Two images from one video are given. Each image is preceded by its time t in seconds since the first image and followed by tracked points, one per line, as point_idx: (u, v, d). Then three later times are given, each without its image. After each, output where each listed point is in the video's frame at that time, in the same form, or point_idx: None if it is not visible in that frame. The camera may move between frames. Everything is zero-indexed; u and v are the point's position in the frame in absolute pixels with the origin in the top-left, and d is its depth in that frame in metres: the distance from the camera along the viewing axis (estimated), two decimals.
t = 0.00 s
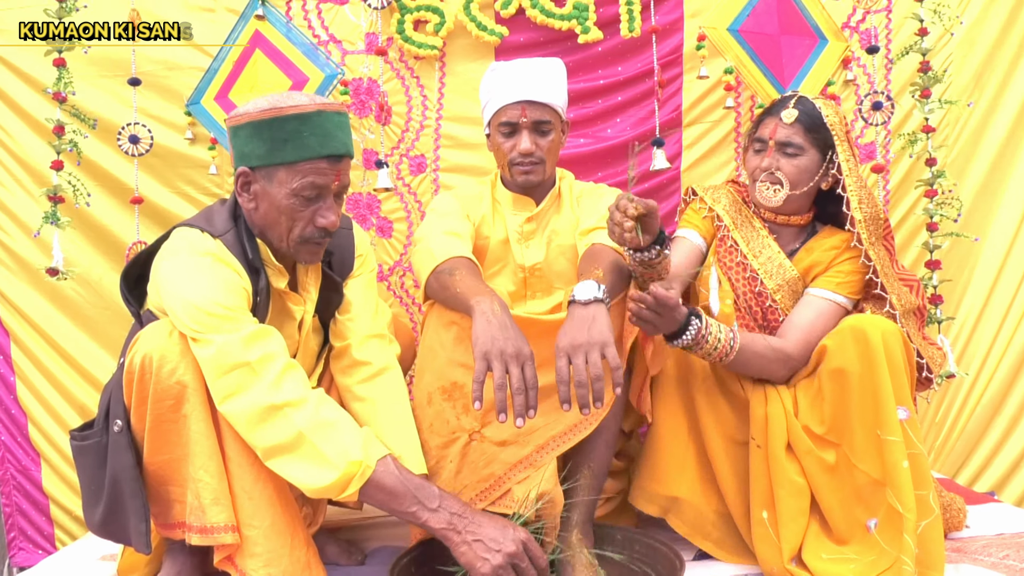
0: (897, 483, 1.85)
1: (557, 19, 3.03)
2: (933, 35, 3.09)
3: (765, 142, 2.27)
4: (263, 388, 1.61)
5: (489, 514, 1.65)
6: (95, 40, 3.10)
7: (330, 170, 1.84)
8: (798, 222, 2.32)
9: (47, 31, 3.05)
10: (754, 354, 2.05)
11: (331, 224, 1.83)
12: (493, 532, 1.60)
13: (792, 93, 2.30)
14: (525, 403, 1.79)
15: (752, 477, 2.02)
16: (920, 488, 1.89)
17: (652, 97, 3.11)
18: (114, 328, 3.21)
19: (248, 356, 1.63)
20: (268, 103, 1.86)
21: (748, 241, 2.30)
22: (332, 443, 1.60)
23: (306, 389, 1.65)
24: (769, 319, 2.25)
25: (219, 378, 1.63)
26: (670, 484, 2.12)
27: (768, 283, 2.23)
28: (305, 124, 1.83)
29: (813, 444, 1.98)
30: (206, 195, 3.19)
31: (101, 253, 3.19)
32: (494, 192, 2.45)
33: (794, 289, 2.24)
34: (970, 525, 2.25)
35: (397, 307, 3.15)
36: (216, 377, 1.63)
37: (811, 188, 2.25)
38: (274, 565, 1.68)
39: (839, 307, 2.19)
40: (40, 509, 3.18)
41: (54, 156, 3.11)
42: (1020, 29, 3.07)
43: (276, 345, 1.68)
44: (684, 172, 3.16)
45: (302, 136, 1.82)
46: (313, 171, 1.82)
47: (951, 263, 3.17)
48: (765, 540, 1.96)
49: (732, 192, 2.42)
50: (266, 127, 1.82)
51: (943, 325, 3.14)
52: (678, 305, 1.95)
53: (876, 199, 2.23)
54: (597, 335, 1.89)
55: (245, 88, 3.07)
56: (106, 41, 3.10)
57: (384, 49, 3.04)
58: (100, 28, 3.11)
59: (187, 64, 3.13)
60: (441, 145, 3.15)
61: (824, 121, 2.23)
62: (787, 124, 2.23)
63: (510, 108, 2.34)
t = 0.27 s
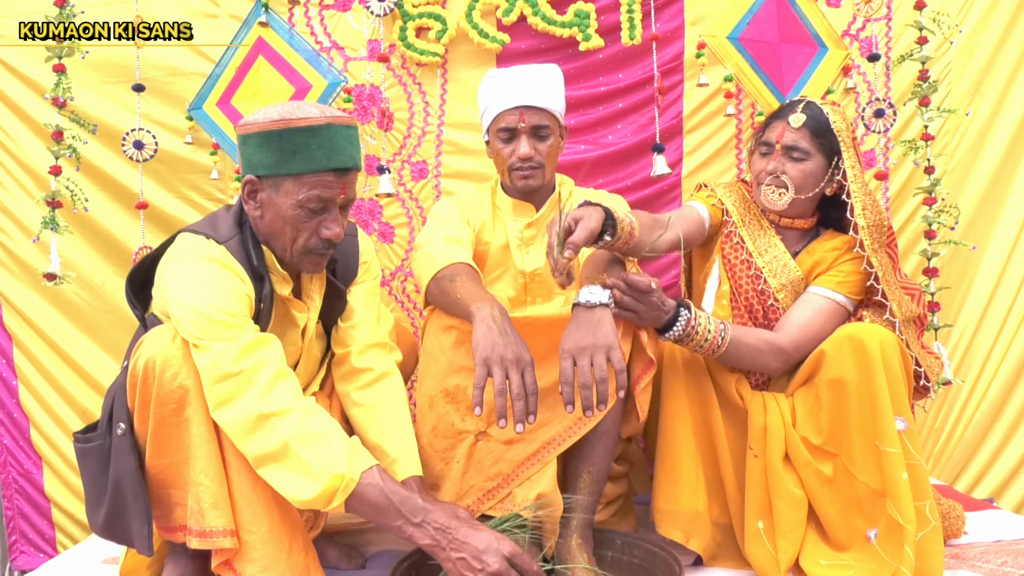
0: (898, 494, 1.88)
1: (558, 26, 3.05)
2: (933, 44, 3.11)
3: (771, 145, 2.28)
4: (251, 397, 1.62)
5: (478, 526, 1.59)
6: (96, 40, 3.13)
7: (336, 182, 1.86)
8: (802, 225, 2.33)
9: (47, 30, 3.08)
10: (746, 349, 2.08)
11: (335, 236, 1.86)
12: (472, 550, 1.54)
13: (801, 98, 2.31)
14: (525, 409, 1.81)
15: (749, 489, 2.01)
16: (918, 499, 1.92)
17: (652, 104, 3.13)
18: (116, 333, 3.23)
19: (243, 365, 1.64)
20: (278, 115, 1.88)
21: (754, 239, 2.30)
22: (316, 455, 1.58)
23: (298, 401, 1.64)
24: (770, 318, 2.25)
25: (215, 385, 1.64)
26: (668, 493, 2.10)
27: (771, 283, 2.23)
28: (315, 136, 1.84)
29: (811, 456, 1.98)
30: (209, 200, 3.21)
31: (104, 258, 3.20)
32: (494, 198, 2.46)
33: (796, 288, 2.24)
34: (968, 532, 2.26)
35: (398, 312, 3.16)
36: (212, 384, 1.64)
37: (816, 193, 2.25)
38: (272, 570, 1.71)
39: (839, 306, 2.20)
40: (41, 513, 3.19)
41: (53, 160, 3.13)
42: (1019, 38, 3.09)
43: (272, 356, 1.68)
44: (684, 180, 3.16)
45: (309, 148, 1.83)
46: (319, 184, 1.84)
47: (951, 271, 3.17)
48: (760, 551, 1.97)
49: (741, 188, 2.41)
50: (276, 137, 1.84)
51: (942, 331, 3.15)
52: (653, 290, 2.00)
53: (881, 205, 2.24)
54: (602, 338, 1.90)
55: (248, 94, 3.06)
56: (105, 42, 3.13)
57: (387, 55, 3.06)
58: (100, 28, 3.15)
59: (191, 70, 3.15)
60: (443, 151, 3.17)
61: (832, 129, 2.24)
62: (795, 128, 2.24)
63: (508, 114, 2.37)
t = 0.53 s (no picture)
0: (898, 503, 1.91)
1: (561, 30, 3.07)
2: (933, 49, 3.13)
3: (767, 146, 2.29)
4: (223, 375, 1.60)
5: (463, 462, 1.55)
6: (95, 40, 3.16)
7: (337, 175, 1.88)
8: (798, 226, 2.35)
9: (47, 31, 3.13)
10: (750, 352, 2.11)
11: (338, 229, 1.88)
12: (462, 491, 1.51)
13: (797, 99, 2.32)
14: (525, 410, 1.83)
15: (744, 494, 2.02)
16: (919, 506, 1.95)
17: (654, 108, 3.15)
18: (121, 333, 3.25)
19: (221, 342, 1.63)
20: (275, 111, 1.89)
21: (751, 243, 2.31)
22: (286, 419, 1.54)
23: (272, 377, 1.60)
24: (771, 322, 2.27)
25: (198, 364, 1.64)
26: (661, 497, 2.11)
27: (770, 286, 2.25)
28: (314, 131, 1.86)
29: (807, 464, 2.00)
30: (214, 201, 3.23)
31: (109, 258, 3.23)
32: (497, 201, 2.48)
33: (794, 291, 2.26)
34: (966, 534, 2.27)
35: (401, 313, 3.18)
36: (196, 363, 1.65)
37: (812, 193, 2.27)
38: (269, 567, 1.72)
39: (839, 307, 2.21)
40: (45, 512, 3.21)
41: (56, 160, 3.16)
42: (1020, 43, 3.10)
43: (249, 332, 1.66)
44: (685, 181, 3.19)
45: (309, 143, 1.85)
46: (319, 178, 1.85)
47: (951, 275, 3.20)
48: (754, 556, 1.97)
49: (736, 190, 2.44)
50: (274, 134, 1.85)
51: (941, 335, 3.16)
52: (659, 288, 2.02)
53: (877, 207, 2.25)
54: (608, 335, 1.93)
55: (252, 97, 3.12)
56: (105, 40, 3.16)
57: (390, 58, 3.08)
58: (100, 28, 3.17)
59: (196, 72, 3.17)
60: (446, 154, 3.19)
61: (829, 128, 2.25)
62: (791, 128, 2.25)
63: (508, 116, 2.39)
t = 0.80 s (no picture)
0: (896, 506, 1.91)
1: (562, 32, 3.09)
2: (932, 53, 3.14)
3: (762, 146, 2.31)
4: (183, 361, 1.57)
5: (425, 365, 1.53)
6: (95, 40, 3.16)
7: (312, 157, 1.90)
8: (793, 227, 2.36)
9: (47, 31, 3.16)
10: (749, 351, 2.12)
11: (318, 210, 1.89)
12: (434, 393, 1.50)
13: (790, 100, 2.34)
14: (528, 404, 1.87)
15: (741, 496, 2.03)
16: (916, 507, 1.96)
17: (654, 109, 3.16)
18: (123, 331, 3.27)
19: (185, 330, 1.61)
20: (246, 100, 1.91)
21: (747, 245, 2.31)
22: (246, 392, 1.53)
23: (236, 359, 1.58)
24: (767, 323, 2.28)
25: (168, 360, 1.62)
26: (659, 498, 2.12)
27: (767, 289, 2.26)
28: (285, 115, 1.89)
29: (802, 466, 2.01)
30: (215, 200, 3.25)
31: (111, 256, 3.24)
32: (498, 201, 2.50)
33: (790, 293, 2.28)
34: (961, 534, 2.29)
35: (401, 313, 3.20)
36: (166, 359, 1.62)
37: (805, 193, 2.28)
38: (268, 559, 1.74)
39: (835, 308, 2.23)
40: (46, 509, 3.23)
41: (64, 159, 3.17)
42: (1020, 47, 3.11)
43: (214, 321, 1.63)
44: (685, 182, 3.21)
45: (283, 127, 1.88)
46: (296, 160, 1.87)
47: (950, 277, 3.21)
48: (750, 557, 1.98)
49: (729, 193, 2.43)
50: (247, 122, 1.87)
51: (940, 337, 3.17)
52: (659, 282, 2.00)
53: (869, 207, 2.28)
54: (611, 334, 1.96)
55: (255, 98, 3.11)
56: (106, 40, 3.17)
57: (392, 59, 3.10)
58: (100, 28, 3.17)
59: (199, 72, 3.20)
60: (446, 155, 3.21)
61: (821, 128, 2.27)
62: (785, 129, 2.26)
63: (508, 116, 2.40)
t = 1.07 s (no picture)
0: (890, 503, 1.92)
1: (562, 31, 3.10)
2: (931, 53, 3.15)
3: (765, 146, 2.33)
4: (170, 358, 1.59)
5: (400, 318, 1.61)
6: (96, 40, 3.14)
7: (285, 142, 1.92)
8: (795, 227, 2.38)
9: (48, 31, 3.18)
10: (749, 343, 2.14)
11: (295, 194, 1.90)
12: (409, 343, 1.56)
13: (794, 100, 2.35)
14: (528, 391, 1.85)
15: (738, 492, 2.05)
16: (911, 504, 1.97)
17: (654, 108, 3.17)
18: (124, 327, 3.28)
19: (172, 325, 1.62)
20: (215, 89, 1.93)
21: (747, 243, 2.33)
22: (232, 381, 1.57)
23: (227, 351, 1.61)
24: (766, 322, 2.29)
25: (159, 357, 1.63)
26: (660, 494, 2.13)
27: (765, 287, 2.27)
28: (255, 102, 1.90)
29: (798, 462, 2.04)
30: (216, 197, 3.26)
31: (112, 253, 3.26)
32: (498, 199, 2.52)
33: (790, 292, 2.29)
34: (956, 531, 2.30)
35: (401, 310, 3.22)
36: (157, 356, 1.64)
37: (807, 194, 2.30)
38: (262, 550, 1.75)
39: (834, 306, 2.25)
40: (47, 504, 3.24)
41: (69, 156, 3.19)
42: (1019, 47, 3.12)
43: (200, 316, 1.64)
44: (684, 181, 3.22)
45: (255, 113, 1.89)
46: (269, 145, 1.89)
47: (950, 276, 3.21)
48: (748, 553, 1.99)
49: (731, 192, 2.45)
50: (219, 110, 1.88)
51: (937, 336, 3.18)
52: (657, 258, 2.06)
53: (870, 208, 2.29)
54: (614, 330, 1.98)
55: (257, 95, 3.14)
56: (108, 41, 3.18)
57: (393, 57, 3.11)
58: (100, 28, 3.16)
59: (201, 70, 3.21)
60: (446, 153, 3.22)
61: (824, 129, 2.28)
62: (788, 129, 2.28)
63: (508, 115, 2.42)
